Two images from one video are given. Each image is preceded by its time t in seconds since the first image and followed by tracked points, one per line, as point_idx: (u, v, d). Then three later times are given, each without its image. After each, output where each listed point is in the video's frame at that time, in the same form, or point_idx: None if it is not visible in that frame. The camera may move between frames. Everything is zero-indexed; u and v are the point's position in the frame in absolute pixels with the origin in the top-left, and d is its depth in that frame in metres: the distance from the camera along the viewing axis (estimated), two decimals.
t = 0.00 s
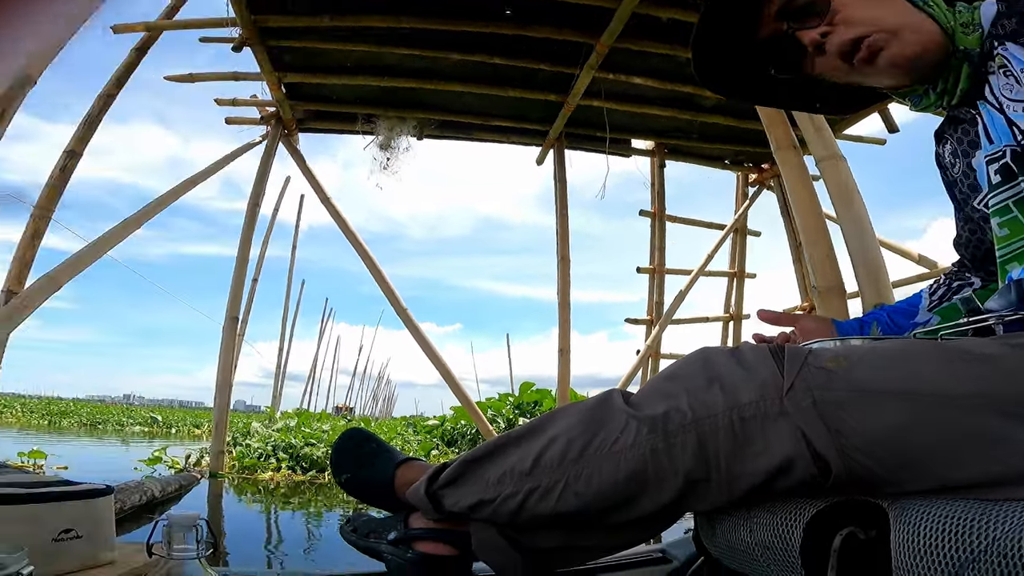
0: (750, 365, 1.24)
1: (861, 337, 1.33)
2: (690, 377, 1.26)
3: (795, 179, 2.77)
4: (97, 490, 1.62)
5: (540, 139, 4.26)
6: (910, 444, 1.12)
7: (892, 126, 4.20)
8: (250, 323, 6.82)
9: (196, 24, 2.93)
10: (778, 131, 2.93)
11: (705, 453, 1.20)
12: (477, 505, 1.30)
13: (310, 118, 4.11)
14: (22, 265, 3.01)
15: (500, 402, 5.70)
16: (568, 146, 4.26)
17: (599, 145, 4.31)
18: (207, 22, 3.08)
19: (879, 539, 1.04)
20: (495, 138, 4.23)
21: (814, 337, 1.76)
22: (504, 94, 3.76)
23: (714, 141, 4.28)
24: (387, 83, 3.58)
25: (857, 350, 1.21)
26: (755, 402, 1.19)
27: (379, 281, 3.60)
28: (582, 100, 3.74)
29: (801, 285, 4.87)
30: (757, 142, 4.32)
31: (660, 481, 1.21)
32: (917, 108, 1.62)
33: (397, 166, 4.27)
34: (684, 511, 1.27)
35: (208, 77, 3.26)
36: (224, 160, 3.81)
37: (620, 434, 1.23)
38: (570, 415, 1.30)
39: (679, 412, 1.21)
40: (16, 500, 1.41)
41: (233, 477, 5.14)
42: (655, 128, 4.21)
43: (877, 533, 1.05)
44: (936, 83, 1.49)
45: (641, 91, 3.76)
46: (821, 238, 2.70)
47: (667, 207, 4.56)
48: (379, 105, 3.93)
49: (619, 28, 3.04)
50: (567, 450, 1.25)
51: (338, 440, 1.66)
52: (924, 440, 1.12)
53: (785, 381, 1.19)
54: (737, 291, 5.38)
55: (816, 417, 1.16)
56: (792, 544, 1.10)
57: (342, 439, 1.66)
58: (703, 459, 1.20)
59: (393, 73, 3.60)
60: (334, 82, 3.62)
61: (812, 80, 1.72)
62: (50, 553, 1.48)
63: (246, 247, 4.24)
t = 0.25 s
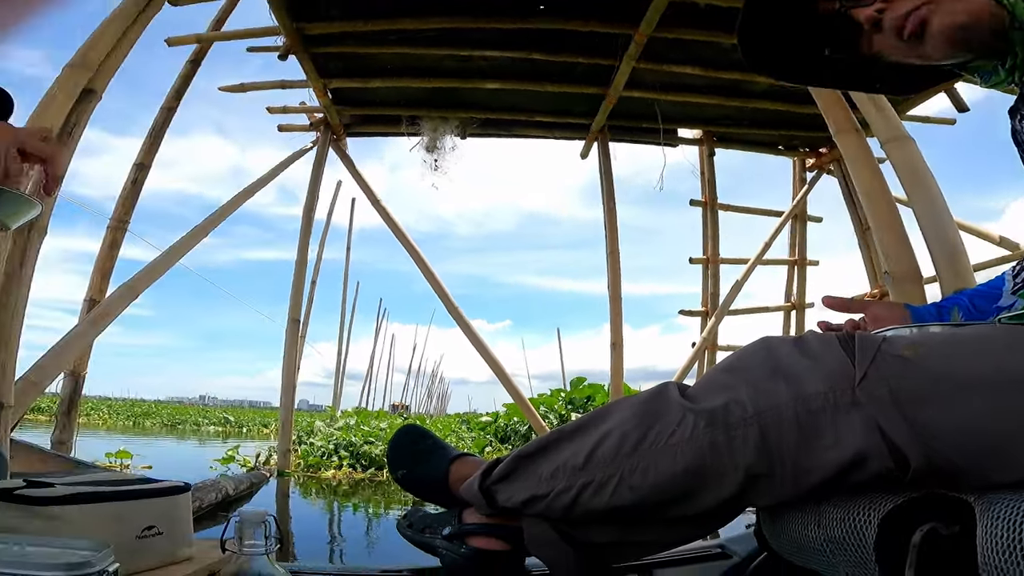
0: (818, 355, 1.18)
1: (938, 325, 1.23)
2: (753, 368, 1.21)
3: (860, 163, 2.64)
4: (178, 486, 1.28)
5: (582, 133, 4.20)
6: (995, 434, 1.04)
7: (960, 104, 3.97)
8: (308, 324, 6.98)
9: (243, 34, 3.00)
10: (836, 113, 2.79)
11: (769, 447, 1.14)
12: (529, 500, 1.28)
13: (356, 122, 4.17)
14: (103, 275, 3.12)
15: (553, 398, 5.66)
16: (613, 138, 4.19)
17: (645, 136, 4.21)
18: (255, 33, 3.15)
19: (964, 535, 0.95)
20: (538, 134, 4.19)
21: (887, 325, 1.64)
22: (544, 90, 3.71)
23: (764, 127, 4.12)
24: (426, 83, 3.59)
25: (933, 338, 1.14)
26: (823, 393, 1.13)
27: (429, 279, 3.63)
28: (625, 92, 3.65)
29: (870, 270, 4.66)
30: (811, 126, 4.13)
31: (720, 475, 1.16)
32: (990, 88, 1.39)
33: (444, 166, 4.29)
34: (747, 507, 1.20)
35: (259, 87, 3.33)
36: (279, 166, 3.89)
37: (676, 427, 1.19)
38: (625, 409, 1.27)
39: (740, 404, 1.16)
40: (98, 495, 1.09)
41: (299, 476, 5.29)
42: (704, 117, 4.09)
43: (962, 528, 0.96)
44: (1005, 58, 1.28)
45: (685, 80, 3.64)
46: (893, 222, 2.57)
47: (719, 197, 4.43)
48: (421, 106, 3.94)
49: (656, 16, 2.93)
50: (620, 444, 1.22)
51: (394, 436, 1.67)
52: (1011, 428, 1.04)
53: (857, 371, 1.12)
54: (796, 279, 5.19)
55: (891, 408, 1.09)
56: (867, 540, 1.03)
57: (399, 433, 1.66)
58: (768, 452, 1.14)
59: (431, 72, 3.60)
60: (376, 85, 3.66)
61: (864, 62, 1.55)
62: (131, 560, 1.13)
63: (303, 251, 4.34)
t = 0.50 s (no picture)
0: (899, 344, 1.13)
1: None
2: (828, 359, 1.17)
3: (937, 143, 2.49)
4: (255, 484, 1.27)
5: (630, 125, 4.14)
6: None
7: None
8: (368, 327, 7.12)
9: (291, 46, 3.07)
10: (905, 93, 2.65)
11: (848, 440, 1.10)
12: (588, 498, 1.27)
13: (404, 127, 4.22)
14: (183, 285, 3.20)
15: (611, 395, 5.61)
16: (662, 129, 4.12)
17: (696, 126, 4.12)
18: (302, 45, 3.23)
19: None
20: (586, 129, 4.14)
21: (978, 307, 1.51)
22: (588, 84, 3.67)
23: (823, 110, 3.97)
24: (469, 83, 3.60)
25: None
26: (907, 383, 1.08)
27: (483, 279, 3.65)
28: (671, 82, 3.57)
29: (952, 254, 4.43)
30: (872, 107, 3.96)
31: (793, 470, 1.12)
32: None
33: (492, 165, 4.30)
34: (825, 504, 1.16)
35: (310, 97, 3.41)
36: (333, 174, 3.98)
37: (745, 421, 1.15)
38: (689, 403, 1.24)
39: (815, 396, 1.12)
40: (185, 495, 1.10)
41: (363, 475, 5.41)
42: (756, 102, 3.97)
43: None
44: None
45: (734, 66, 3.54)
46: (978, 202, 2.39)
47: (777, 184, 4.30)
48: (467, 107, 3.96)
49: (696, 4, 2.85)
50: (684, 439, 1.19)
51: (453, 435, 1.68)
52: None
53: (946, 360, 1.07)
54: (869, 265, 4.97)
55: (985, 399, 1.03)
56: (962, 537, 0.98)
57: (457, 432, 1.68)
58: (846, 446, 1.10)
59: (474, 73, 3.61)
60: (420, 89, 3.69)
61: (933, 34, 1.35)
62: (215, 562, 1.13)
63: (359, 256, 4.42)
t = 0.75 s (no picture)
0: (974, 334, 1.10)
1: None
2: (896, 351, 1.14)
3: (1007, 128, 2.28)
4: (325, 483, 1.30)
5: (675, 120, 4.09)
6: None
7: None
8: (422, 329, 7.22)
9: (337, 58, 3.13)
10: (967, 76, 2.42)
11: (919, 434, 1.07)
12: (643, 494, 1.27)
13: (449, 131, 4.27)
14: (249, 294, 3.29)
15: (665, 393, 5.54)
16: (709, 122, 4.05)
17: (744, 117, 4.04)
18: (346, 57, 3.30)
19: None
20: (630, 125, 4.11)
21: None
22: (630, 81, 3.64)
23: (882, 97, 3.83)
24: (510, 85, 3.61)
25: None
26: (984, 375, 1.05)
27: (531, 279, 3.66)
28: (714, 74, 3.51)
29: None
30: (931, 91, 3.80)
31: (861, 466, 1.10)
32: None
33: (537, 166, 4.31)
34: (895, 500, 1.13)
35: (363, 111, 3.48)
36: (382, 181, 4.06)
37: (807, 415, 1.14)
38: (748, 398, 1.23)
39: (883, 390, 1.10)
40: (264, 493, 1.14)
41: (419, 476, 5.49)
42: (806, 91, 3.87)
43: None
44: None
45: (780, 55, 3.45)
46: None
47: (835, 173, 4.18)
48: (509, 109, 3.98)
49: None
50: (742, 434, 1.18)
51: (507, 433, 1.69)
52: None
53: None
54: (942, 253, 4.75)
55: None
56: None
57: (511, 430, 1.69)
58: (918, 441, 1.07)
59: (515, 75, 3.62)
60: (462, 93, 3.72)
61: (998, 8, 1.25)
62: (289, 556, 1.16)
63: (410, 260, 4.49)
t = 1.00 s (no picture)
0: (1005, 325, 1.09)
1: None
2: (924, 343, 1.13)
3: None
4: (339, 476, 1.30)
5: (685, 116, 4.07)
6: None
7: None
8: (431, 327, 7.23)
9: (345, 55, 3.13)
10: (984, 69, 2.38)
11: (948, 427, 1.06)
12: (660, 488, 1.26)
13: (457, 129, 4.27)
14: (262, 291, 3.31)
15: (676, 390, 5.52)
16: (719, 118, 4.03)
17: (755, 112, 4.01)
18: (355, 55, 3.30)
19: None
20: (639, 122, 4.09)
21: None
22: (638, 77, 3.62)
23: (895, 91, 3.79)
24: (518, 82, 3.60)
25: None
26: (1015, 366, 1.04)
27: (542, 276, 3.65)
28: (723, 70, 3.49)
29: None
30: (946, 85, 3.76)
31: (887, 459, 1.09)
32: None
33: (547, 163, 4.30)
34: (922, 493, 1.12)
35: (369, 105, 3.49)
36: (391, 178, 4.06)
37: (832, 407, 1.13)
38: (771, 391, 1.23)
39: (910, 382, 1.09)
40: (278, 487, 1.14)
41: (429, 473, 5.50)
42: (817, 86, 3.84)
43: None
44: None
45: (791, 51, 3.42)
46: None
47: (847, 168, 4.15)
48: (517, 106, 3.97)
49: None
50: (764, 427, 1.18)
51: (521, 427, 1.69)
52: None
53: None
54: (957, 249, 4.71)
55: None
56: None
57: (523, 424, 1.69)
58: (947, 433, 1.06)
59: (523, 72, 3.61)
60: (470, 91, 3.72)
61: None
62: (305, 551, 1.16)
63: (420, 258, 4.50)
